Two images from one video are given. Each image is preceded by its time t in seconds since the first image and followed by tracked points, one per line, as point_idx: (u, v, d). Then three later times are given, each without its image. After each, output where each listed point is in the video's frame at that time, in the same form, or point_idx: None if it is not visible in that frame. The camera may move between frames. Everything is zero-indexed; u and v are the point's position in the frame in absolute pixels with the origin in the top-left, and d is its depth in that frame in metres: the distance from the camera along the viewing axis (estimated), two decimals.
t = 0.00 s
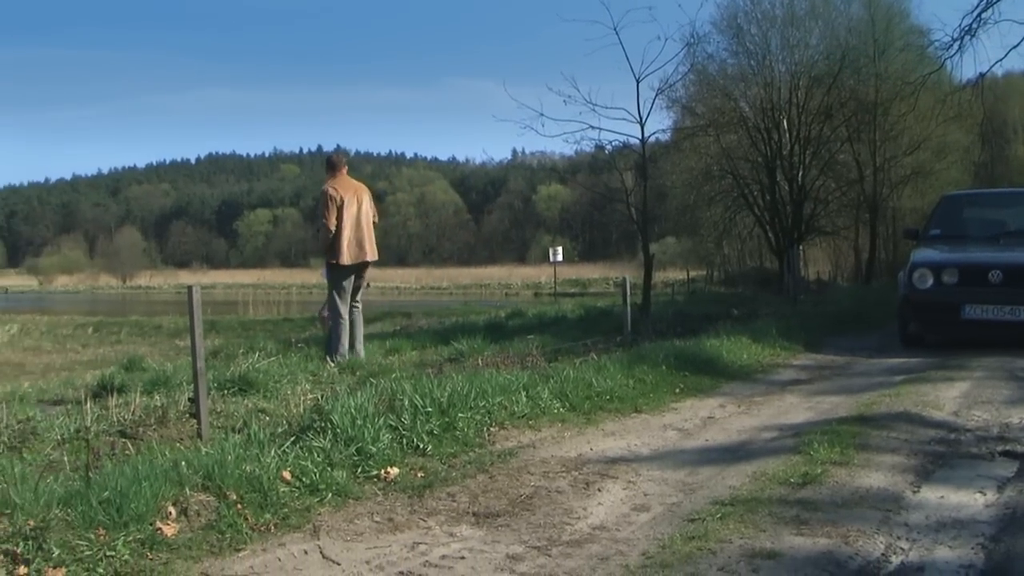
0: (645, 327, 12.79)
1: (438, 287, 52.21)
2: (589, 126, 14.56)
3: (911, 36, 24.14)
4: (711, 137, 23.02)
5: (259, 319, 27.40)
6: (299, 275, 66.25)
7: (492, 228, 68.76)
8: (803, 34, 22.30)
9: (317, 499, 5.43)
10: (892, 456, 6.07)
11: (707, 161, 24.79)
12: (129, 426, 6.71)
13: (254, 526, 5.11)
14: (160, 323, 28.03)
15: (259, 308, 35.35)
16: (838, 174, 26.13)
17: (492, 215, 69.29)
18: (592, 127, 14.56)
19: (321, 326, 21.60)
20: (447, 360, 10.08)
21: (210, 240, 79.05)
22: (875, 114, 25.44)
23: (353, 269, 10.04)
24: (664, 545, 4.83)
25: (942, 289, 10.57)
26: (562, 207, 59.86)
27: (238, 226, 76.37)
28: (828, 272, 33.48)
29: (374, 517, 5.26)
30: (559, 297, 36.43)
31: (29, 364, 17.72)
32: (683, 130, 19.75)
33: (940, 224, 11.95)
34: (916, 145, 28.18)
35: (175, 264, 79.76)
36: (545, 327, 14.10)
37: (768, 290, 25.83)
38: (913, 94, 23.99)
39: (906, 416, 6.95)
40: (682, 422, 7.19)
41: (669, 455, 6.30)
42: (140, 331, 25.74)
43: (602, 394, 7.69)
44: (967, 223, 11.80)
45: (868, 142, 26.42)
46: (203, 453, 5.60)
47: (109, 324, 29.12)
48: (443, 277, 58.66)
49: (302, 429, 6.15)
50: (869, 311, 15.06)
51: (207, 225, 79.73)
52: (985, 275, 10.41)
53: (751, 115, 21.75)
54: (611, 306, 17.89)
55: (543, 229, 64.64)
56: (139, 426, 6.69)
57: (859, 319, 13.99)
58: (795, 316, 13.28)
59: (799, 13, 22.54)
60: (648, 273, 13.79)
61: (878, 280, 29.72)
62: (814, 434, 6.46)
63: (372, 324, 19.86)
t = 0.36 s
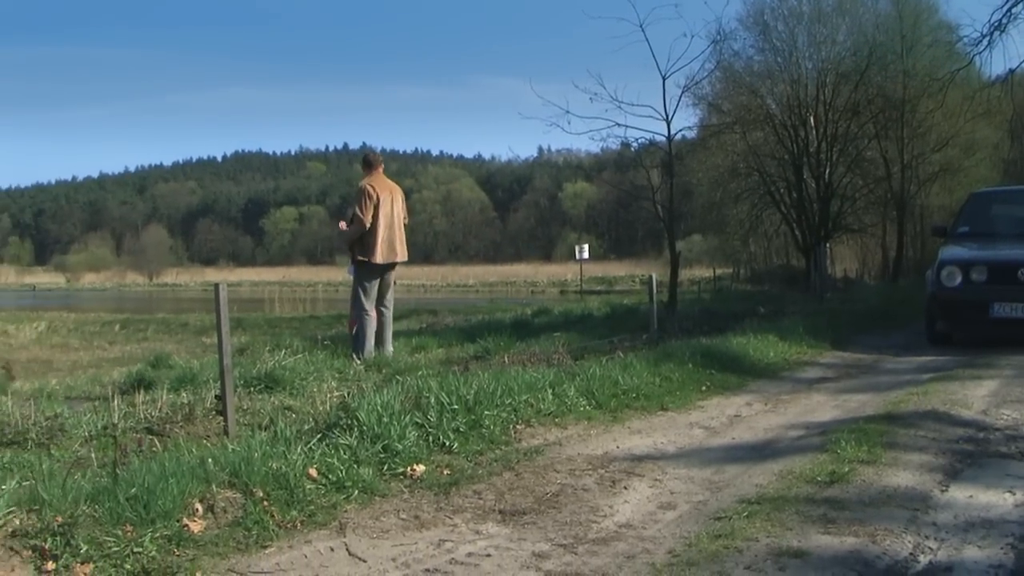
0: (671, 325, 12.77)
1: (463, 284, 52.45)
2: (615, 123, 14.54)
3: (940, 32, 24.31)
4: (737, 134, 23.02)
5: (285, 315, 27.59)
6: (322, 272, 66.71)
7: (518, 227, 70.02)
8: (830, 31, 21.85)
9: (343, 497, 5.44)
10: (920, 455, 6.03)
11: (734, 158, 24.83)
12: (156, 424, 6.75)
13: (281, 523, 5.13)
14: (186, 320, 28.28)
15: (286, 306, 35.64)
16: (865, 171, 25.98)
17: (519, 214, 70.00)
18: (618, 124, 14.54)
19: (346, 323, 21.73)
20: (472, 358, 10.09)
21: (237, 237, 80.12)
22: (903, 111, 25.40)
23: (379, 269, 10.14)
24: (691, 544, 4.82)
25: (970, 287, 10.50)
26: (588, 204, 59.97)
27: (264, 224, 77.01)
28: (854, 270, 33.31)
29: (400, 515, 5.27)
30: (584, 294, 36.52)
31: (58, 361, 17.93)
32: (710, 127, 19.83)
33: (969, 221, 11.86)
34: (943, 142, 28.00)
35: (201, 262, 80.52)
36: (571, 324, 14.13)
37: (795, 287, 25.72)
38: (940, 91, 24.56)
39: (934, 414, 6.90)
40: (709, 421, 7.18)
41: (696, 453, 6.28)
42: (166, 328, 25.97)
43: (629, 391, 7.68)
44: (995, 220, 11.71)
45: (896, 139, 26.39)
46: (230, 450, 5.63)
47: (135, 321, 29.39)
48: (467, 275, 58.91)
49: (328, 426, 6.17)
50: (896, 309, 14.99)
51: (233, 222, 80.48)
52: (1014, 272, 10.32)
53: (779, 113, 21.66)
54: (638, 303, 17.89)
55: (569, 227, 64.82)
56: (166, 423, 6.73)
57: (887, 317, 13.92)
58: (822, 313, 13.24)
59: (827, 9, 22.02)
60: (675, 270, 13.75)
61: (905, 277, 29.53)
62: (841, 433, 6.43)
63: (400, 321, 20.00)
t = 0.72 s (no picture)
0: (697, 324, 12.73)
1: (488, 282, 52.55)
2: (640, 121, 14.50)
3: (969, 27, 24.26)
4: (764, 131, 23.18)
5: (311, 314, 27.71)
6: (345, 271, 66.97)
7: (544, 224, 68.92)
8: (857, 27, 21.71)
9: (369, 494, 5.46)
10: (948, 454, 5.99)
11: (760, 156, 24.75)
12: (183, 421, 6.79)
13: (307, 521, 5.15)
14: (211, 318, 28.38)
15: (310, 304, 35.72)
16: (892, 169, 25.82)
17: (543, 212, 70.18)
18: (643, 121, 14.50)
19: (372, 321, 21.78)
20: (497, 356, 10.09)
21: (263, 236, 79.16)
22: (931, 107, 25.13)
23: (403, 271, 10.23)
24: (717, 542, 4.81)
25: (999, 286, 10.41)
26: (614, 202, 59.98)
27: (291, 222, 77.51)
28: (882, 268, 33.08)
29: (426, 512, 5.29)
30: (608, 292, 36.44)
31: (86, 358, 18.04)
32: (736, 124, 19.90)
33: (998, 219, 11.76)
34: (972, 139, 27.81)
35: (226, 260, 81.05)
36: (597, 322, 14.13)
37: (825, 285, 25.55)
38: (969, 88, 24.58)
39: (963, 413, 6.86)
40: (736, 419, 7.17)
41: (722, 452, 6.26)
42: (192, 326, 26.07)
43: (655, 390, 7.67)
44: None
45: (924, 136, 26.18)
46: (257, 447, 5.65)
47: (161, 319, 29.53)
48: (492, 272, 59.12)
49: (355, 424, 6.19)
50: (924, 307, 14.91)
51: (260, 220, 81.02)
52: None
53: (805, 110, 21.90)
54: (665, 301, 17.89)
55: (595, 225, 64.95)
56: (193, 420, 6.78)
57: (915, 316, 13.86)
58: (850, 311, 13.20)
59: (854, 5, 21.79)
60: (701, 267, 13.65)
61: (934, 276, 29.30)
62: (869, 432, 6.40)
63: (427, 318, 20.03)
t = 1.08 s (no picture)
0: (732, 322, 12.70)
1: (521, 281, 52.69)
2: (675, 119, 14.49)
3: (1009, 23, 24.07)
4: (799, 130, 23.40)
5: (346, 312, 27.83)
6: (378, 271, 67.42)
7: (578, 223, 69.98)
8: (893, 24, 21.52)
9: (404, 493, 5.49)
10: (986, 455, 5.95)
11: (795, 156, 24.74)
12: (218, 419, 6.87)
13: (342, 519, 5.19)
14: (245, 316, 28.59)
15: (344, 302, 35.95)
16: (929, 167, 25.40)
17: (578, 211, 70.60)
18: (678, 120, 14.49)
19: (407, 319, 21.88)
20: (531, 355, 10.11)
21: (297, 235, 80.59)
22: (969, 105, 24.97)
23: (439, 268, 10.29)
24: (752, 543, 4.78)
25: None
26: (648, 201, 60.02)
27: (326, 222, 78.22)
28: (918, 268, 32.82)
29: (461, 511, 5.31)
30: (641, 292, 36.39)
31: (123, 356, 18.22)
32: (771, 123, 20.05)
33: None
34: (1011, 137, 27.45)
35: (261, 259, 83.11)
36: (632, 321, 14.15)
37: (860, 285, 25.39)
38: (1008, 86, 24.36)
39: (1001, 414, 6.81)
40: (771, 419, 7.21)
41: (757, 452, 6.26)
42: (228, 324, 26.31)
43: (690, 389, 7.73)
44: None
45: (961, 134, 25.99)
46: (291, 446, 5.69)
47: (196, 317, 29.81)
48: (525, 271, 59.31)
49: (389, 423, 6.22)
50: (961, 306, 14.84)
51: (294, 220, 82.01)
52: None
53: (841, 108, 22.08)
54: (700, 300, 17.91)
55: (628, 224, 65.10)
56: (228, 419, 6.85)
57: (952, 316, 13.80)
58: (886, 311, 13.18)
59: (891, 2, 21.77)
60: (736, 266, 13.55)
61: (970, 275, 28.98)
62: (905, 433, 6.39)
63: (462, 317, 20.12)
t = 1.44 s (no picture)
0: (761, 321, 12.67)
1: (549, 279, 52.80)
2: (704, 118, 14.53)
3: None
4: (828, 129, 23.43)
5: (376, 310, 28.03)
6: (405, 269, 67.83)
7: (606, 222, 69.96)
8: (924, 21, 21.34)
9: (432, 491, 5.55)
10: (1018, 456, 5.92)
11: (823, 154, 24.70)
12: (247, 417, 6.95)
13: (371, 517, 5.22)
14: (274, 315, 28.84)
15: (373, 300, 36.26)
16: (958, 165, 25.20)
17: (606, 210, 70.68)
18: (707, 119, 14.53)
19: (434, 318, 22.04)
20: (560, 353, 10.14)
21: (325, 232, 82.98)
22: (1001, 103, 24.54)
23: (464, 266, 10.36)
24: (781, 542, 4.77)
25: None
26: (677, 200, 60.00)
27: (354, 221, 79.16)
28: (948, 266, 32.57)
29: (489, 510, 5.35)
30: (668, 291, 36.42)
31: (153, 354, 18.39)
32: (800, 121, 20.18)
33: None
34: None
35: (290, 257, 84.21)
36: (660, 318, 14.20)
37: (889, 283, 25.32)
38: None
39: None
40: (800, 418, 7.29)
41: (786, 452, 6.31)
42: (257, 322, 26.54)
43: (719, 388, 7.88)
44: None
45: (992, 131, 25.38)
46: (320, 444, 5.72)
47: (225, 315, 30.17)
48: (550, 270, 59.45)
49: (417, 421, 6.28)
50: (993, 305, 14.78)
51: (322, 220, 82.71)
52: None
53: (871, 106, 22.33)
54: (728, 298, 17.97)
55: (656, 223, 65.09)
56: (257, 416, 6.93)
57: (984, 315, 13.75)
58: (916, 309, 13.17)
59: None
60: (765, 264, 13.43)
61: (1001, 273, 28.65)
62: (936, 433, 6.42)
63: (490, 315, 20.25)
